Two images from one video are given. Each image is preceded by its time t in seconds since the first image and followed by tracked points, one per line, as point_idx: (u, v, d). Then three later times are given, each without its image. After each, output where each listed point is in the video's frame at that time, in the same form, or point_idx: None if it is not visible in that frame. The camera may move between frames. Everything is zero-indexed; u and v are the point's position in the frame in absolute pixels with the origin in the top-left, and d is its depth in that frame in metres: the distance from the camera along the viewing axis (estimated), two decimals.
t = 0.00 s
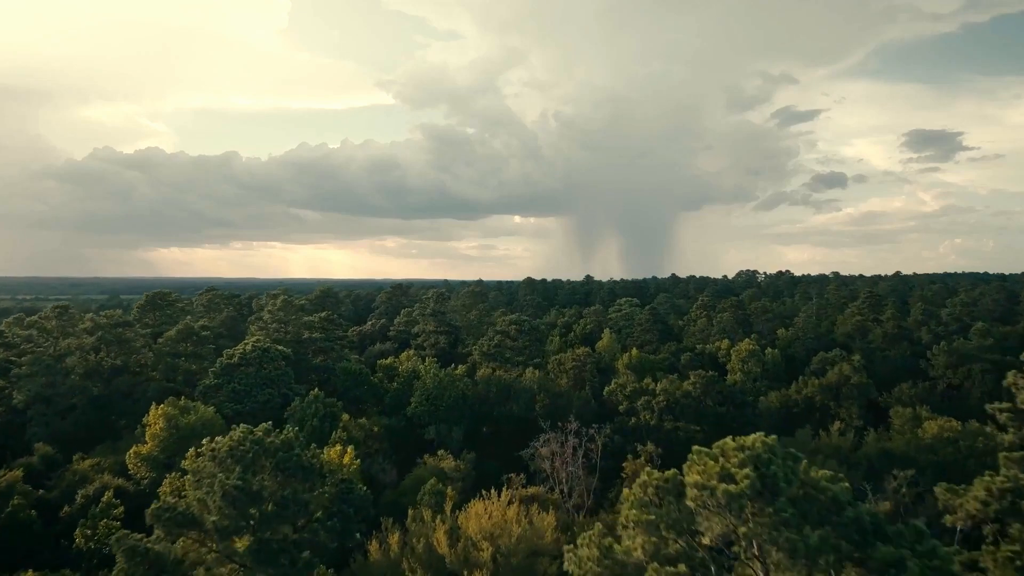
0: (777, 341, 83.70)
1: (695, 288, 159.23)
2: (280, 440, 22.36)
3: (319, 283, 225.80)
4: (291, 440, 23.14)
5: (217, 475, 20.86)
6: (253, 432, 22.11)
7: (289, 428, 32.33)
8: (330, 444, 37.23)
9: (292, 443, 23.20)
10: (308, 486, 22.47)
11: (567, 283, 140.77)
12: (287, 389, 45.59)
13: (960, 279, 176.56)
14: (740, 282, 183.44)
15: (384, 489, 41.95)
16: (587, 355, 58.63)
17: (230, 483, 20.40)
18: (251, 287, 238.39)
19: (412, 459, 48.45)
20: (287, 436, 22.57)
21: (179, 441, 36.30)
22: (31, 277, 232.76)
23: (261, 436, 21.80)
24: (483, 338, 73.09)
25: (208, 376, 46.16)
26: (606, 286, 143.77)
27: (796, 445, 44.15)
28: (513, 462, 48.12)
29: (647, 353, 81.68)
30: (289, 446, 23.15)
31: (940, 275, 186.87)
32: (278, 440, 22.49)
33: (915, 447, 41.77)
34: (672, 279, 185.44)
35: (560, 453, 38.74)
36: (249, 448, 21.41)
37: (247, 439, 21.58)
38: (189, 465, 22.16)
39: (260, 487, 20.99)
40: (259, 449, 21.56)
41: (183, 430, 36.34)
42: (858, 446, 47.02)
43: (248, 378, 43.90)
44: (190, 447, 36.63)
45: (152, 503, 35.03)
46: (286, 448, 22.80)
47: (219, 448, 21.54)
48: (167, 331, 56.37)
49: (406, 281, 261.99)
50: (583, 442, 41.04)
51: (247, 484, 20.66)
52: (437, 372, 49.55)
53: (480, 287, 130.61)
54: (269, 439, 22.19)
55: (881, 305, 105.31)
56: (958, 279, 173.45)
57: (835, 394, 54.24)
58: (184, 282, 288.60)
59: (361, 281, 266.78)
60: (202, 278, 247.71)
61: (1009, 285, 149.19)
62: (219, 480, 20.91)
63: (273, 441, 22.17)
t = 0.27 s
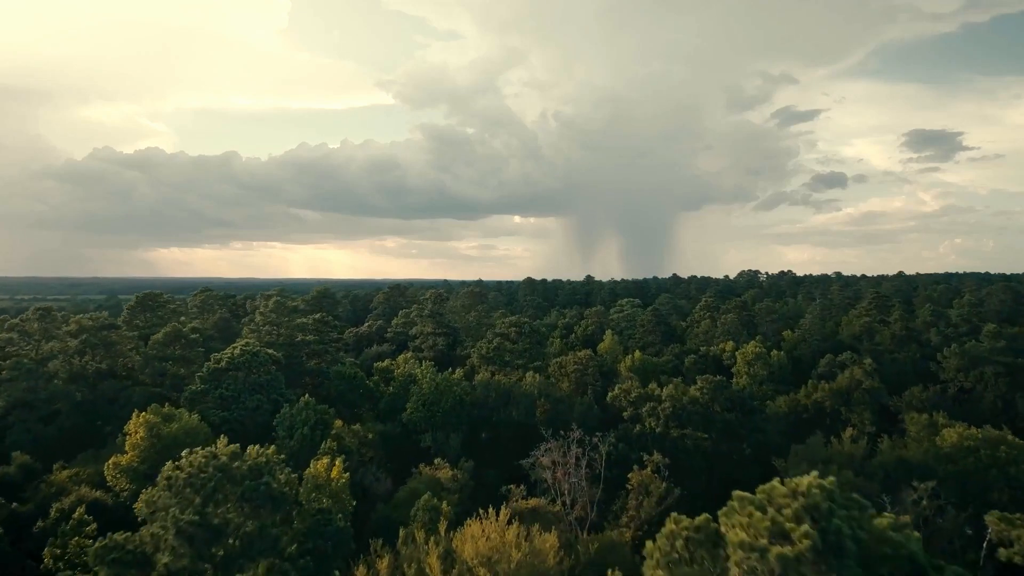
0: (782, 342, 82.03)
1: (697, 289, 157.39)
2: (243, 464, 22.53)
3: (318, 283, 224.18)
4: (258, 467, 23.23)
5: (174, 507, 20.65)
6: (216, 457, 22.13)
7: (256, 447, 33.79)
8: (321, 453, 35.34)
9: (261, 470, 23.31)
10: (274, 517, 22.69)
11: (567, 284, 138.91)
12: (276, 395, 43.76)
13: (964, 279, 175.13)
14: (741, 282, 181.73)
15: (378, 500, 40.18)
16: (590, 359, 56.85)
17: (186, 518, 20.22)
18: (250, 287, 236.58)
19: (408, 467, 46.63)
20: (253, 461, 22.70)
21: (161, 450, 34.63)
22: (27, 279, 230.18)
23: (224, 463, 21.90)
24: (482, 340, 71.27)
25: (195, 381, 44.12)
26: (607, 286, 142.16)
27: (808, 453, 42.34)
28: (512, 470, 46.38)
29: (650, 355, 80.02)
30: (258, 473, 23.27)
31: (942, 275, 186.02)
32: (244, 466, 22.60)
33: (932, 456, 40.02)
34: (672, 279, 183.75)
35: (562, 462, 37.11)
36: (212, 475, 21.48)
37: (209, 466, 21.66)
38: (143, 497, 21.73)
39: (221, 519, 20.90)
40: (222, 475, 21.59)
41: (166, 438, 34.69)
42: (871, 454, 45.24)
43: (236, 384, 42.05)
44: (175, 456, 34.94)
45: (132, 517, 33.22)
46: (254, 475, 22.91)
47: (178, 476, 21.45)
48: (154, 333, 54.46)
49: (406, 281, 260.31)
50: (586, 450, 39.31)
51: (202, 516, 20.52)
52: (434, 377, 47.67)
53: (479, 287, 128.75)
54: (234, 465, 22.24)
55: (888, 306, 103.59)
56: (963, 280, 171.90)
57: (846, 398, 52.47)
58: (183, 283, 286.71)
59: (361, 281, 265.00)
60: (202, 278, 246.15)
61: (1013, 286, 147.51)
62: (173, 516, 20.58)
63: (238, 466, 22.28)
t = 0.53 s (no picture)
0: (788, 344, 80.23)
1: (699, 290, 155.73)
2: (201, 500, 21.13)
3: (317, 284, 222.58)
4: (216, 501, 21.85)
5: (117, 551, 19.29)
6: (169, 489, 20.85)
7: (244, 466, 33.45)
8: (309, 462, 33.28)
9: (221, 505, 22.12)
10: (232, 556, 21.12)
11: (568, 284, 137.12)
12: (265, 401, 41.73)
13: (967, 279, 174.27)
14: (743, 283, 180.06)
15: (371, 512, 38.30)
16: (592, 362, 54.98)
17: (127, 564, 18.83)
18: (248, 287, 234.94)
19: (403, 475, 44.79)
20: (210, 496, 21.37)
21: (141, 461, 32.97)
22: (25, 278, 227.60)
23: (176, 496, 20.66)
24: (481, 342, 69.37)
25: (181, 387, 42.20)
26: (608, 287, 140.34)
27: (822, 461, 40.39)
28: (511, 479, 44.55)
29: (652, 357, 78.28)
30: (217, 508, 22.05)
31: (942, 275, 185.13)
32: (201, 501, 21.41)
33: (952, 466, 38.13)
34: (674, 280, 181.93)
35: (564, 473, 35.16)
36: (163, 510, 20.31)
37: (161, 499, 20.57)
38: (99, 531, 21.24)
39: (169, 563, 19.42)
40: (174, 511, 20.37)
41: (146, 449, 32.99)
42: (886, 463, 43.34)
43: (222, 391, 40.17)
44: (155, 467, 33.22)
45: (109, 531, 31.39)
46: (211, 511, 21.67)
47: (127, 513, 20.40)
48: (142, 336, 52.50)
49: (406, 281, 258.83)
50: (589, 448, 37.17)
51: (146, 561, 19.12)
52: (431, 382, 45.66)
53: (478, 288, 126.95)
54: (189, 500, 21.06)
55: (894, 307, 101.76)
56: (968, 280, 170.65)
57: (857, 404, 50.61)
58: (182, 283, 285.19)
59: (360, 281, 263.14)
60: (200, 278, 244.01)
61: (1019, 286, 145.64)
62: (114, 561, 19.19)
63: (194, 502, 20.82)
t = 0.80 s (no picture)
0: (796, 347, 77.90)
1: (701, 291, 153.43)
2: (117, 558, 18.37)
3: (316, 284, 220.59)
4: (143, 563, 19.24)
5: None
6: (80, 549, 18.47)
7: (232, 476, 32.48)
8: (293, 479, 30.96)
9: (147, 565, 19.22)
10: None
11: (569, 285, 134.77)
12: (250, 411, 39.41)
13: (971, 279, 173.55)
14: (746, 283, 177.69)
15: (362, 529, 36.03)
16: (595, 368, 52.65)
17: None
18: (245, 287, 232.77)
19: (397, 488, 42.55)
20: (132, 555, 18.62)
21: (113, 477, 30.68)
22: (20, 279, 225.36)
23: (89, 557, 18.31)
24: (479, 346, 67.10)
25: (160, 396, 39.79)
26: (610, 287, 138.11)
27: (840, 474, 38.14)
28: (511, 492, 42.27)
29: (656, 361, 76.04)
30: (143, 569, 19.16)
31: (945, 275, 183.55)
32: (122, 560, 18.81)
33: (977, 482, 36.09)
34: (675, 280, 179.68)
35: (567, 489, 32.82)
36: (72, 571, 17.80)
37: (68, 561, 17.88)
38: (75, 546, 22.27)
39: None
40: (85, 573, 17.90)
41: (118, 464, 30.69)
42: (907, 475, 41.09)
43: (204, 400, 37.85)
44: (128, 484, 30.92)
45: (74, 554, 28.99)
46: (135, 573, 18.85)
47: None
48: (123, 340, 50.12)
49: (405, 281, 256.63)
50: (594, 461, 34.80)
51: None
52: (426, 389, 43.33)
53: (478, 288, 124.70)
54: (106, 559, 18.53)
55: (903, 308, 99.33)
56: (973, 280, 169.11)
57: (874, 411, 48.28)
58: (180, 283, 282.89)
59: (359, 281, 261.26)
60: (198, 278, 241.75)
61: None
62: None
63: (111, 561, 18.61)
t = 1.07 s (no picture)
0: (803, 349, 76.06)
1: (704, 291, 151.46)
2: None
3: (316, 284, 218.96)
4: None
5: None
6: None
7: (212, 491, 30.35)
8: (277, 494, 29.09)
9: None
10: None
11: (570, 286, 132.88)
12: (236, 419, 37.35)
13: (976, 279, 171.65)
14: (749, 283, 175.48)
15: (354, 543, 34.31)
16: (597, 372, 51.68)
17: None
18: (242, 288, 230.04)
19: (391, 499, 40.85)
20: None
21: (86, 491, 28.77)
22: (19, 279, 222.25)
23: None
24: (478, 349, 65.27)
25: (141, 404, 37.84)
26: (611, 287, 136.20)
27: (856, 485, 36.35)
28: (511, 503, 40.58)
29: (659, 363, 74.29)
30: None
31: (949, 275, 181.61)
32: None
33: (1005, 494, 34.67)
34: (677, 280, 177.58)
35: (569, 504, 30.88)
36: None
37: None
38: (44, 562, 21.26)
39: None
40: None
41: (91, 478, 28.74)
42: (925, 486, 39.33)
43: (188, 408, 35.96)
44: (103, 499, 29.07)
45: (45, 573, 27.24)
46: None
47: None
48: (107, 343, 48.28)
49: (405, 281, 254.83)
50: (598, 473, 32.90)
51: None
52: (421, 396, 41.45)
53: (477, 288, 122.88)
54: None
55: (911, 309, 97.26)
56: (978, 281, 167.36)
57: (888, 417, 46.44)
58: (180, 283, 281.11)
59: (359, 282, 259.39)
60: (198, 278, 239.86)
61: None
62: None
63: None
